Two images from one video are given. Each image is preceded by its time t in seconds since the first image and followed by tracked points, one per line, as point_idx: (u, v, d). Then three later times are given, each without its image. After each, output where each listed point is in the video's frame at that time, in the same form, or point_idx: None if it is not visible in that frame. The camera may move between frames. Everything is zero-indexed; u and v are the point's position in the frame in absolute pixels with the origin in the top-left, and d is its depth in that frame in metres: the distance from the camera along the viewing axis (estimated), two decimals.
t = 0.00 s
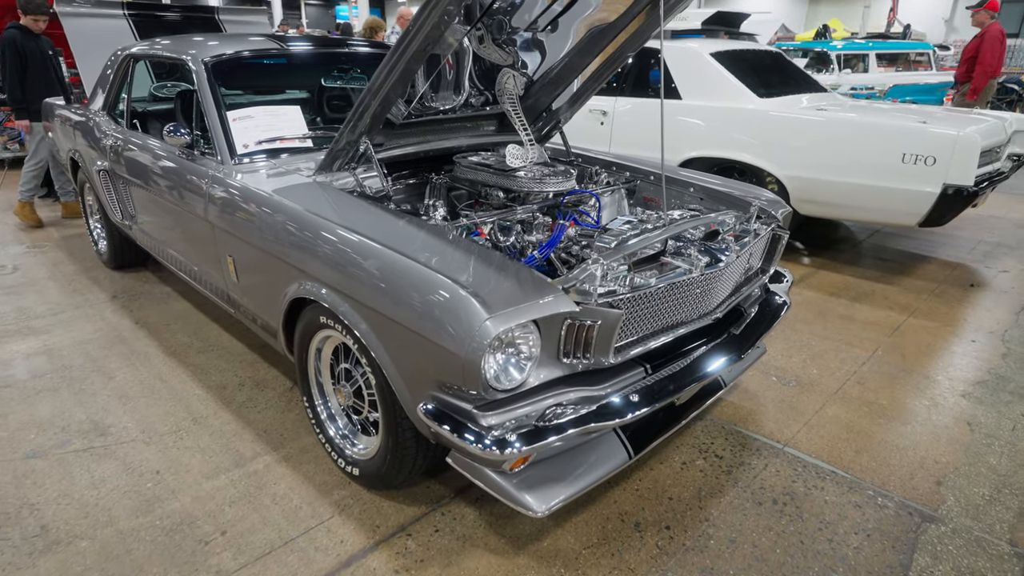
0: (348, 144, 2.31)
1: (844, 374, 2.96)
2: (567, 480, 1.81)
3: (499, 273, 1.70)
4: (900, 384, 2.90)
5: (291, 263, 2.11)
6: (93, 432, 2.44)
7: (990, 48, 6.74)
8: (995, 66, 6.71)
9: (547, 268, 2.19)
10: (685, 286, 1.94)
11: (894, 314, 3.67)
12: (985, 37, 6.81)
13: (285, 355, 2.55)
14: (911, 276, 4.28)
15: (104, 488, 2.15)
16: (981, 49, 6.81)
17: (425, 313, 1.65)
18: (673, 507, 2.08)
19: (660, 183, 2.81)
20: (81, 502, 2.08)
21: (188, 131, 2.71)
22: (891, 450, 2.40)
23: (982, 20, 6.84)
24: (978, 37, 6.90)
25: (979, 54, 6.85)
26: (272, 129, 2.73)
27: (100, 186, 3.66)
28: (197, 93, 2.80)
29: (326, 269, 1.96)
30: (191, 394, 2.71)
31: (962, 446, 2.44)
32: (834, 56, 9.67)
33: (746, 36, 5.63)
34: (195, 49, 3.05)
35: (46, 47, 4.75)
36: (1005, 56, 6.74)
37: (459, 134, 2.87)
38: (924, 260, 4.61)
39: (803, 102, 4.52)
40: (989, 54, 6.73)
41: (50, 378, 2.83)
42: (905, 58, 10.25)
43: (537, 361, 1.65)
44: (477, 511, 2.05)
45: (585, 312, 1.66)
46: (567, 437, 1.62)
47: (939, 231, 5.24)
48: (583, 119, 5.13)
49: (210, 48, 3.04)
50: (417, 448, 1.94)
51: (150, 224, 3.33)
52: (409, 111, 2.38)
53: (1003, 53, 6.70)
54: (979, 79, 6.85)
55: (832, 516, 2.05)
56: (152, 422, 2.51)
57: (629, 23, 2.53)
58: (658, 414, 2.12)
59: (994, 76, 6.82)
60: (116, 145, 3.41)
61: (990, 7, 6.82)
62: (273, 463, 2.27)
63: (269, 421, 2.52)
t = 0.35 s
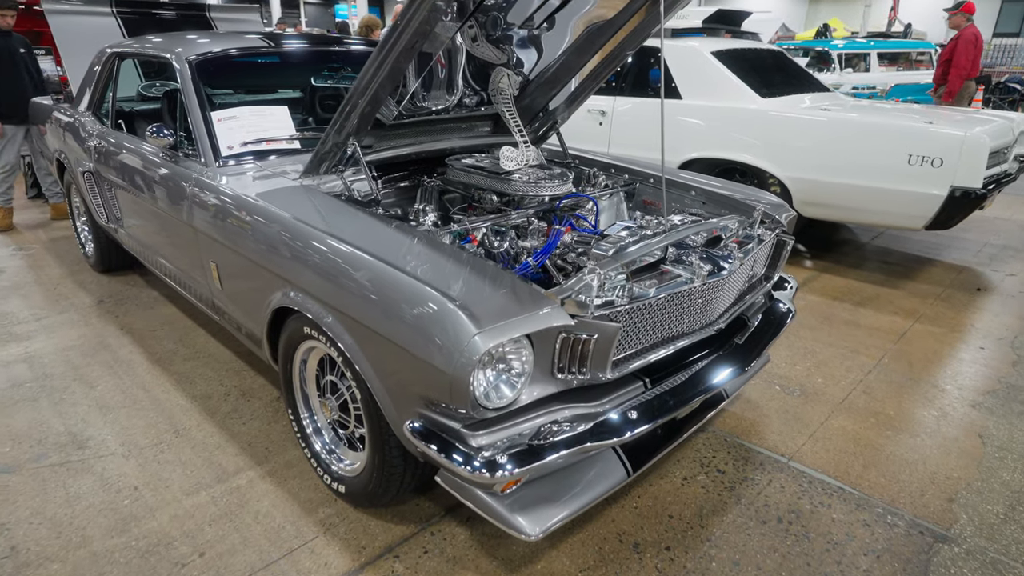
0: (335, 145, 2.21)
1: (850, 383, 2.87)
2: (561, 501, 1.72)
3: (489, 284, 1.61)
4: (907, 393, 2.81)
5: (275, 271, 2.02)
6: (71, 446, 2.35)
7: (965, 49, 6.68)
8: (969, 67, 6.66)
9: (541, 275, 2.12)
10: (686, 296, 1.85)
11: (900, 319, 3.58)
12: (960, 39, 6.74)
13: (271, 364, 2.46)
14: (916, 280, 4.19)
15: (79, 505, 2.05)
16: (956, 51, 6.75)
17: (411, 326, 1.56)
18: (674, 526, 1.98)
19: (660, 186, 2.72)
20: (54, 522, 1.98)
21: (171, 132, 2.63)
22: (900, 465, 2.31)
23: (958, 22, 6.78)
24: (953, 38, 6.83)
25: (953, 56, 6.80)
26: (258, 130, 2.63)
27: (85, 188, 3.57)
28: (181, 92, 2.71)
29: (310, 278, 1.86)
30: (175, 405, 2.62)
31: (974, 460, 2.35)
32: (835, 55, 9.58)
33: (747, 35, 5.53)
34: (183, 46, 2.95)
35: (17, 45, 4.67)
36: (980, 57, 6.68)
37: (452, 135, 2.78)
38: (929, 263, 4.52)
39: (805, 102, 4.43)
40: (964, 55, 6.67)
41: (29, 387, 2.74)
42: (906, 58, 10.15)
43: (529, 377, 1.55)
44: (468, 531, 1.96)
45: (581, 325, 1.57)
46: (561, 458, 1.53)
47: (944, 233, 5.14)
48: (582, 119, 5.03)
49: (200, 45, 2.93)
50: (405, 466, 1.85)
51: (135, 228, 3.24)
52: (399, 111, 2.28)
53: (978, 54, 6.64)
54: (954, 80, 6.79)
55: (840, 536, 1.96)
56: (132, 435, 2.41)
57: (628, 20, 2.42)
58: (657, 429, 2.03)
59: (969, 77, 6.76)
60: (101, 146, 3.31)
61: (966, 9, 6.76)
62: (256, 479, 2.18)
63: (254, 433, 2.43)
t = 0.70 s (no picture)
0: (323, 146, 2.12)
1: (858, 390, 2.78)
2: (558, 520, 1.63)
3: (483, 292, 1.53)
4: (916, 401, 2.73)
5: (261, 277, 1.94)
6: (51, 457, 2.26)
7: (940, 46, 6.59)
8: (941, 65, 6.59)
9: (539, 281, 2.06)
10: (689, 304, 1.77)
11: (908, 323, 3.49)
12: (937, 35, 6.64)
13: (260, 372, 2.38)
14: (923, 283, 4.10)
15: (57, 521, 1.97)
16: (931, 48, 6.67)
17: (401, 338, 1.48)
18: (676, 543, 1.90)
19: (661, 188, 2.63)
20: (30, 538, 1.90)
21: (157, 131, 2.55)
22: (912, 477, 2.23)
23: (937, 18, 6.69)
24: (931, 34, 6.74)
25: (928, 53, 6.72)
26: (246, 130, 2.54)
27: (73, 190, 3.49)
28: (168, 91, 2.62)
29: (298, 287, 1.78)
30: (161, 413, 2.54)
31: (987, 471, 2.27)
32: (837, 54, 9.49)
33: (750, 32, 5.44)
34: (173, 42, 2.85)
35: None
36: (956, 55, 6.61)
37: (447, 135, 2.70)
38: (936, 265, 4.44)
39: (809, 101, 4.35)
40: (938, 53, 6.59)
41: (12, 395, 2.65)
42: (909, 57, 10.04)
43: (524, 392, 1.47)
44: (462, 549, 1.88)
45: (579, 336, 1.48)
46: (559, 477, 1.44)
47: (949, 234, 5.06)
48: (581, 118, 4.95)
49: (191, 42, 2.84)
50: (395, 482, 1.76)
51: (123, 230, 3.15)
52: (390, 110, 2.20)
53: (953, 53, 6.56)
54: (927, 77, 6.73)
55: (850, 553, 1.88)
56: (115, 445, 2.33)
57: (629, 15, 2.32)
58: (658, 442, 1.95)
59: (942, 76, 6.69)
60: (88, 146, 3.23)
61: (943, 6, 6.68)
62: (242, 492, 2.10)
63: (242, 443, 2.34)
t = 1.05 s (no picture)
0: (312, 146, 2.03)
1: (865, 397, 2.70)
2: (555, 539, 1.55)
3: (477, 301, 1.44)
4: (926, 408, 2.65)
5: (247, 283, 1.85)
6: (31, 469, 2.18)
7: (915, 45, 6.46)
8: (914, 63, 6.49)
9: (536, 286, 2.01)
10: (694, 312, 1.68)
11: (915, 327, 3.41)
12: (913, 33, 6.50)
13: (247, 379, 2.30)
14: (929, 285, 4.03)
15: (34, 537, 1.89)
16: (907, 45, 6.53)
17: (390, 349, 1.40)
18: (680, 560, 1.82)
19: (663, 189, 2.55)
20: (5, 555, 1.82)
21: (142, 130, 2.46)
22: (923, 489, 2.15)
23: (914, 17, 6.57)
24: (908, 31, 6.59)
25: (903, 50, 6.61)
26: (233, 128, 2.46)
27: (60, 190, 3.40)
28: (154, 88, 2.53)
29: (284, 294, 1.70)
30: (146, 422, 2.45)
31: (1001, 484, 2.19)
32: (839, 52, 9.39)
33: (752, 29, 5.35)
34: (162, 37, 2.77)
35: None
36: (929, 54, 6.49)
37: (443, 134, 2.62)
38: (941, 267, 4.36)
39: (814, 99, 4.26)
40: (912, 51, 6.46)
41: None
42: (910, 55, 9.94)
43: (520, 406, 1.38)
44: (455, 567, 1.80)
45: (578, 348, 1.40)
46: (556, 496, 1.36)
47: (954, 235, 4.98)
48: (581, 117, 4.86)
49: (182, 37, 2.75)
50: (385, 498, 1.68)
51: (110, 232, 3.07)
52: (382, 108, 2.11)
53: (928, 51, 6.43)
54: (899, 74, 6.63)
55: (861, 571, 1.81)
56: (98, 456, 2.25)
57: (630, 10, 2.23)
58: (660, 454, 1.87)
59: (916, 74, 6.59)
60: (75, 145, 3.14)
61: (919, 5, 6.53)
62: (228, 505, 2.02)
63: (230, 453, 2.27)
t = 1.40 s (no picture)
0: (300, 147, 1.94)
1: (875, 406, 2.62)
2: (555, 565, 1.46)
3: (471, 313, 1.36)
4: (938, 418, 2.56)
5: (232, 290, 1.77)
6: (10, 482, 2.10)
7: (894, 44, 6.31)
8: (894, 62, 6.33)
9: (536, 293, 1.93)
10: (701, 323, 1.60)
11: (924, 331, 3.33)
12: (893, 31, 6.35)
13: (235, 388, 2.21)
14: (937, 288, 3.94)
15: (9, 556, 1.81)
16: (887, 43, 6.37)
17: (379, 364, 1.31)
18: None
19: (667, 191, 2.46)
20: None
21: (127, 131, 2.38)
22: (938, 504, 2.07)
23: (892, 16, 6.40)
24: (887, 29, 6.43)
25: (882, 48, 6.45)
26: (220, 127, 2.36)
27: (47, 191, 3.32)
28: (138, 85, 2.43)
29: (270, 304, 1.61)
30: (132, 432, 2.37)
31: (1019, 498, 2.10)
32: (842, 50, 9.29)
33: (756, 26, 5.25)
34: (151, 33, 2.67)
35: None
36: (909, 52, 6.34)
37: (439, 134, 2.52)
38: (950, 269, 4.26)
39: (820, 98, 4.16)
40: (892, 50, 6.31)
41: None
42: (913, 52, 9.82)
43: (517, 426, 1.29)
44: None
45: (578, 364, 1.31)
46: (555, 522, 1.27)
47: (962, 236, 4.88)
48: (582, 116, 4.76)
49: (170, 33, 2.65)
50: (375, 518, 1.60)
51: (98, 235, 2.98)
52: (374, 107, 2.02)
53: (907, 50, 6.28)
54: (879, 73, 6.48)
55: None
56: (80, 468, 2.17)
57: (632, 5, 2.13)
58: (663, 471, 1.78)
59: (896, 73, 6.44)
60: (61, 145, 3.05)
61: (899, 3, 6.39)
62: (213, 522, 1.93)
63: (217, 466, 2.18)
